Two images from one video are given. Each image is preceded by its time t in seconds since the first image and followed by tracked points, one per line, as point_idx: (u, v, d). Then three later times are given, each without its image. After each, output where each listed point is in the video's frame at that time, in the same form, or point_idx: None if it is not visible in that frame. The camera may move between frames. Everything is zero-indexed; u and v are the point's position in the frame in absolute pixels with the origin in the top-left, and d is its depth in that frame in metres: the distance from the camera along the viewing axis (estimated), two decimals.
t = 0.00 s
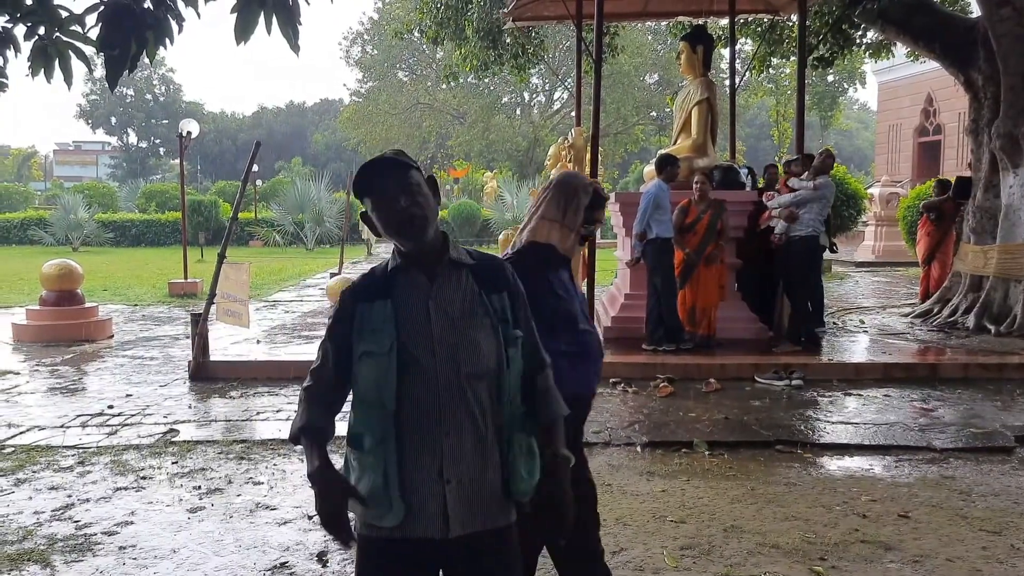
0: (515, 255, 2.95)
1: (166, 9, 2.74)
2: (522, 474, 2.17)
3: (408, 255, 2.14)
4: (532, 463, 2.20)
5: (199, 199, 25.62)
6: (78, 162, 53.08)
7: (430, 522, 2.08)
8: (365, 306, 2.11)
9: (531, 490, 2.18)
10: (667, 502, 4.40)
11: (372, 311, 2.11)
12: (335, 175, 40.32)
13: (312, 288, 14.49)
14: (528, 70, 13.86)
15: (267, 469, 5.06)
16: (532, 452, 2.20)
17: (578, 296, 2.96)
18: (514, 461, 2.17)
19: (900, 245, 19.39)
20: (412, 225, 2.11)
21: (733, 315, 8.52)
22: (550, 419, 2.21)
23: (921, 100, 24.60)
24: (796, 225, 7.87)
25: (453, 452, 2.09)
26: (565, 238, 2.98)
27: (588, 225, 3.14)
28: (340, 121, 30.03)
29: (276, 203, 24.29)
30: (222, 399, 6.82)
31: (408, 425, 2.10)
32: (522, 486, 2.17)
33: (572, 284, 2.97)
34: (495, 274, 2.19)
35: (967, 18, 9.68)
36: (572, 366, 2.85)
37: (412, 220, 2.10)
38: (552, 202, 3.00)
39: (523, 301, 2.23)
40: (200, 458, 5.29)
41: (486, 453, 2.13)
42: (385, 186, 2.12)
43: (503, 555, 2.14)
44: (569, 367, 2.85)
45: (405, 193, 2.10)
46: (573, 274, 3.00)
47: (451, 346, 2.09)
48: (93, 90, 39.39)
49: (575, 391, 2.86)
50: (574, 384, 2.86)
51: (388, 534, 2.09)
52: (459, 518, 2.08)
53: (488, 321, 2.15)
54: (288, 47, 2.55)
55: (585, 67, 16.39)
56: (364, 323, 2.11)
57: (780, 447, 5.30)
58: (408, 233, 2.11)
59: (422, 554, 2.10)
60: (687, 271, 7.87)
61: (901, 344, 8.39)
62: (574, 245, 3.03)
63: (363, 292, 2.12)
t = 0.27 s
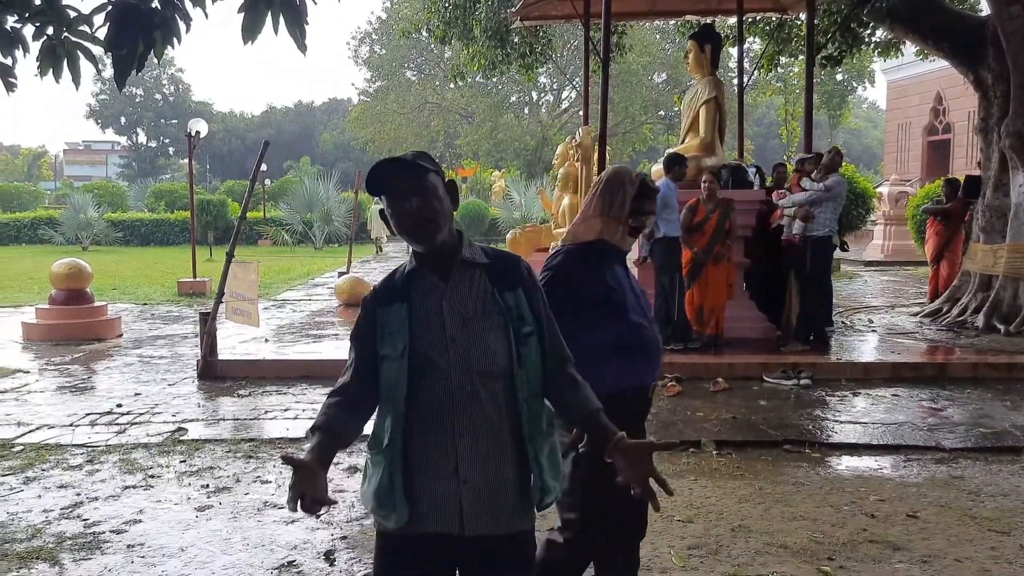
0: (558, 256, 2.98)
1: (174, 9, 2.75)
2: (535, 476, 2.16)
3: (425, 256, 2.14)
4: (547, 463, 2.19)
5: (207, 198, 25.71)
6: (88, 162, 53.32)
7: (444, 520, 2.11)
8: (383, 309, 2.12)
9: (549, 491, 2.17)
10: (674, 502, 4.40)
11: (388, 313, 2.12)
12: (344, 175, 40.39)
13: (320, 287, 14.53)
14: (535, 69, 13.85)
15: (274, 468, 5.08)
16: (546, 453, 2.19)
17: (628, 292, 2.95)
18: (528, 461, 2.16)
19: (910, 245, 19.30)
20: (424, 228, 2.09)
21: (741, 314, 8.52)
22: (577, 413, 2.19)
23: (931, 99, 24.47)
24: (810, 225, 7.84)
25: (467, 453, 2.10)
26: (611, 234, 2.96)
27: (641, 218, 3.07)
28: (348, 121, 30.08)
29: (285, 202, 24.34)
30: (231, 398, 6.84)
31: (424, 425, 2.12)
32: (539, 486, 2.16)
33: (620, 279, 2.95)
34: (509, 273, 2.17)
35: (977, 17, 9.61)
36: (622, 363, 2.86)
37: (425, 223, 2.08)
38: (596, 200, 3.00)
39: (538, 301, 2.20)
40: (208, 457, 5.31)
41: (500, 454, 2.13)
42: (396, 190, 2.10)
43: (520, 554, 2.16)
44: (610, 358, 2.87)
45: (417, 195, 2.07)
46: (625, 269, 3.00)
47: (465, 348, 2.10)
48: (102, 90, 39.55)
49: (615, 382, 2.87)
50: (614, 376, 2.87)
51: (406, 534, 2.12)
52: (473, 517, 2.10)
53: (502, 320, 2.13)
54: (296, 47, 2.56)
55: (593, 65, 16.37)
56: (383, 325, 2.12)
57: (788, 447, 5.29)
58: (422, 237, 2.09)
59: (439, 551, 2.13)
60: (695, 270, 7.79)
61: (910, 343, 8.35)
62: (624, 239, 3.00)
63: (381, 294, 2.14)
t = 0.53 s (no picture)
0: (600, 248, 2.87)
1: (182, 7, 2.76)
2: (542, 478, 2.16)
3: (445, 251, 2.14)
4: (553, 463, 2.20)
5: (216, 198, 25.79)
6: (97, 161, 53.59)
7: (455, 518, 2.10)
8: (399, 303, 2.10)
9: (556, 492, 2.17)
10: (681, 501, 4.39)
11: (403, 307, 2.10)
12: (352, 174, 40.46)
13: (328, 286, 14.55)
14: (544, 68, 13.84)
15: (282, 466, 5.10)
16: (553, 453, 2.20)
17: (672, 289, 2.85)
18: (536, 461, 2.15)
19: (919, 245, 19.20)
20: (448, 219, 2.12)
21: (749, 314, 8.51)
22: (579, 421, 2.20)
23: (941, 98, 24.36)
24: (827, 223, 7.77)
25: (481, 451, 2.10)
26: (653, 229, 2.85)
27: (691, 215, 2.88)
28: (356, 120, 30.13)
29: (294, 201, 24.39)
30: (239, 396, 6.86)
31: (436, 422, 2.11)
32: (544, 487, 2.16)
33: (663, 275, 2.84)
34: (526, 271, 2.17)
35: (988, 16, 9.55)
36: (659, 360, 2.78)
37: (452, 217, 2.11)
38: (642, 193, 2.90)
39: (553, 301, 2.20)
40: (216, 455, 5.33)
41: (511, 454, 2.13)
42: (423, 184, 2.12)
43: (527, 555, 2.16)
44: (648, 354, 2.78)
45: (445, 191, 2.10)
46: (671, 266, 2.88)
47: (480, 346, 2.09)
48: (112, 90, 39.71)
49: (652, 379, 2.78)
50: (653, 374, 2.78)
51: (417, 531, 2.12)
52: (483, 516, 2.09)
53: (517, 320, 2.13)
54: (303, 45, 2.58)
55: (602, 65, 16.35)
56: (399, 320, 2.10)
57: (796, 447, 5.27)
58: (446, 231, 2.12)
59: (448, 548, 2.12)
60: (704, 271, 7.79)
61: (920, 343, 8.31)
62: (668, 234, 2.86)
63: (397, 287, 2.11)
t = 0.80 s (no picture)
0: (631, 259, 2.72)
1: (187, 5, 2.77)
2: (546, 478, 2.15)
3: (459, 247, 2.15)
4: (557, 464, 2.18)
5: (223, 196, 25.86)
6: (106, 159, 53.83)
7: (458, 513, 2.11)
8: (411, 296, 2.11)
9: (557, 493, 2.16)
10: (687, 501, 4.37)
11: (417, 301, 2.11)
12: (360, 173, 40.53)
13: (335, 285, 14.57)
14: (551, 67, 13.83)
15: (287, 464, 5.11)
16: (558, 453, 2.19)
17: (709, 294, 2.69)
18: (540, 460, 2.15)
19: (927, 244, 19.13)
20: (466, 216, 2.12)
21: (755, 313, 8.44)
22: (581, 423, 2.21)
23: (949, 97, 24.26)
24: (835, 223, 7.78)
25: (486, 448, 2.12)
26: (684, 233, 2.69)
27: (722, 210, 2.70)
28: (364, 119, 30.17)
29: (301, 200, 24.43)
30: (245, 394, 6.89)
31: (444, 416, 2.13)
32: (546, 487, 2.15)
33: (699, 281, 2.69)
34: (538, 271, 2.17)
35: (996, 14, 9.48)
36: (699, 367, 2.62)
37: (471, 214, 2.11)
38: (670, 197, 2.75)
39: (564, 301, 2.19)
40: (222, 453, 5.35)
41: (514, 452, 2.13)
42: (443, 181, 2.11)
43: (531, 554, 2.15)
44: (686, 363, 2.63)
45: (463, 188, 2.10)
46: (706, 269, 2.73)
47: (489, 343, 2.11)
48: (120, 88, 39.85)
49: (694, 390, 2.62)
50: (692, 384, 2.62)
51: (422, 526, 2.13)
52: (486, 512, 2.11)
53: (527, 319, 2.14)
54: (309, 43, 2.59)
55: (610, 63, 16.33)
56: (410, 313, 2.11)
57: (802, 446, 5.26)
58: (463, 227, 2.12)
59: (451, 543, 2.14)
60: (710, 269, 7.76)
61: (927, 343, 8.28)
62: (702, 237, 2.70)
63: (409, 280, 2.12)
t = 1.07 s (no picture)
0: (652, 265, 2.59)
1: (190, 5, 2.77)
2: (557, 477, 2.14)
3: (489, 245, 2.13)
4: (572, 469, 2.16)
5: (228, 195, 25.88)
6: (112, 157, 53.97)
7: (468, 511, 2.12)
8: (437, 291, 2.11)
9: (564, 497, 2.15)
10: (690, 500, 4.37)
11: (442, 298, 2.10)
12: (364, 171, 40.56)
13: (339, 283, 14.58)
14: (555, 66, 13.81)
15: (291, 463, 5.12)
16: (575, 456, 2.16)
17: (740, 294, 2.55)
18: (551, 461, 2.14)
19: (932, 243, 19.07)
20: (500, 219, 2.08)
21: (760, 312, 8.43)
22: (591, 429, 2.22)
23: (954, 96, 24.20)
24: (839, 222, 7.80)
25: (501, 449, 2.12)
26: (703, 232, 2.55)
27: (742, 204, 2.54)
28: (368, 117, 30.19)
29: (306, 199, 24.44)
30: (249, 393, 6.90)
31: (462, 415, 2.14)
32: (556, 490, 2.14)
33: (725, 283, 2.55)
34: (562, 275, 2.16)
35: (1001, 12, 9.46)
36: (724, 369, 2.48)
37: (505, 216, 2.07)
38: (688, 192, 2.63)
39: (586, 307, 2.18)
40: (226, 451, 5.36)
41: (527, 453, 2.14)
42: (479, 180, 2.09)
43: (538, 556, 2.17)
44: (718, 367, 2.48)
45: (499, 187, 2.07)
46: (736, 269, 2.60)
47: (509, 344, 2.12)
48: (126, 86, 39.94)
49: (723, 394, 2.47)
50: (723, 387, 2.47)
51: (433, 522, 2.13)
52: (496, 512, 2.11)
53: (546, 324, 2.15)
54: (312, 42, 2.59)
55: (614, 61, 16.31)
56: (435, 309, 2.11)
57: (805, 445, 5.26)
58: (495, 228, 2.08)
59: (459, 540, 2.15)
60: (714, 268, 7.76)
61: (931, 342, 8.26)
62: (722, 236, 2.55)
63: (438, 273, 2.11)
